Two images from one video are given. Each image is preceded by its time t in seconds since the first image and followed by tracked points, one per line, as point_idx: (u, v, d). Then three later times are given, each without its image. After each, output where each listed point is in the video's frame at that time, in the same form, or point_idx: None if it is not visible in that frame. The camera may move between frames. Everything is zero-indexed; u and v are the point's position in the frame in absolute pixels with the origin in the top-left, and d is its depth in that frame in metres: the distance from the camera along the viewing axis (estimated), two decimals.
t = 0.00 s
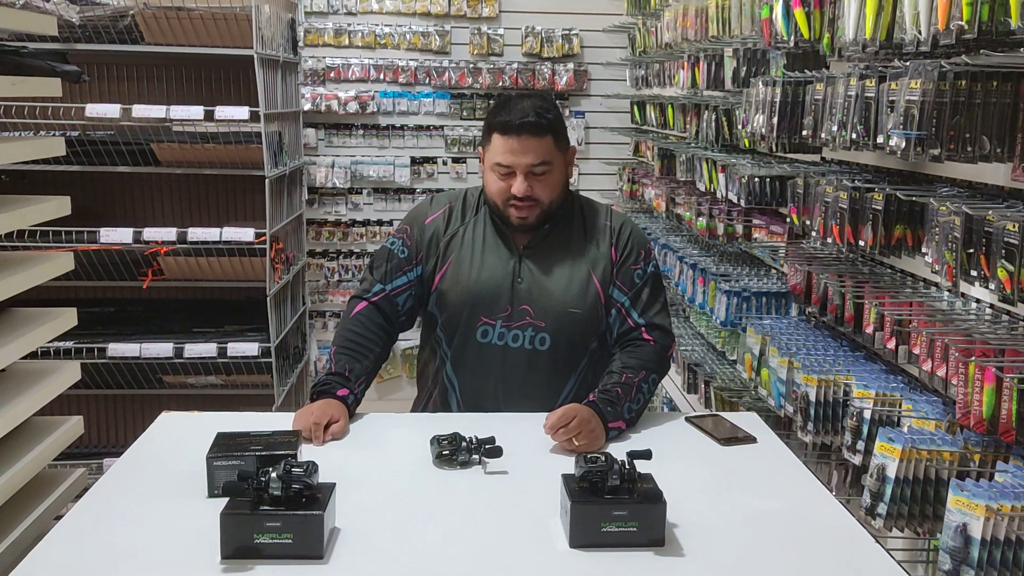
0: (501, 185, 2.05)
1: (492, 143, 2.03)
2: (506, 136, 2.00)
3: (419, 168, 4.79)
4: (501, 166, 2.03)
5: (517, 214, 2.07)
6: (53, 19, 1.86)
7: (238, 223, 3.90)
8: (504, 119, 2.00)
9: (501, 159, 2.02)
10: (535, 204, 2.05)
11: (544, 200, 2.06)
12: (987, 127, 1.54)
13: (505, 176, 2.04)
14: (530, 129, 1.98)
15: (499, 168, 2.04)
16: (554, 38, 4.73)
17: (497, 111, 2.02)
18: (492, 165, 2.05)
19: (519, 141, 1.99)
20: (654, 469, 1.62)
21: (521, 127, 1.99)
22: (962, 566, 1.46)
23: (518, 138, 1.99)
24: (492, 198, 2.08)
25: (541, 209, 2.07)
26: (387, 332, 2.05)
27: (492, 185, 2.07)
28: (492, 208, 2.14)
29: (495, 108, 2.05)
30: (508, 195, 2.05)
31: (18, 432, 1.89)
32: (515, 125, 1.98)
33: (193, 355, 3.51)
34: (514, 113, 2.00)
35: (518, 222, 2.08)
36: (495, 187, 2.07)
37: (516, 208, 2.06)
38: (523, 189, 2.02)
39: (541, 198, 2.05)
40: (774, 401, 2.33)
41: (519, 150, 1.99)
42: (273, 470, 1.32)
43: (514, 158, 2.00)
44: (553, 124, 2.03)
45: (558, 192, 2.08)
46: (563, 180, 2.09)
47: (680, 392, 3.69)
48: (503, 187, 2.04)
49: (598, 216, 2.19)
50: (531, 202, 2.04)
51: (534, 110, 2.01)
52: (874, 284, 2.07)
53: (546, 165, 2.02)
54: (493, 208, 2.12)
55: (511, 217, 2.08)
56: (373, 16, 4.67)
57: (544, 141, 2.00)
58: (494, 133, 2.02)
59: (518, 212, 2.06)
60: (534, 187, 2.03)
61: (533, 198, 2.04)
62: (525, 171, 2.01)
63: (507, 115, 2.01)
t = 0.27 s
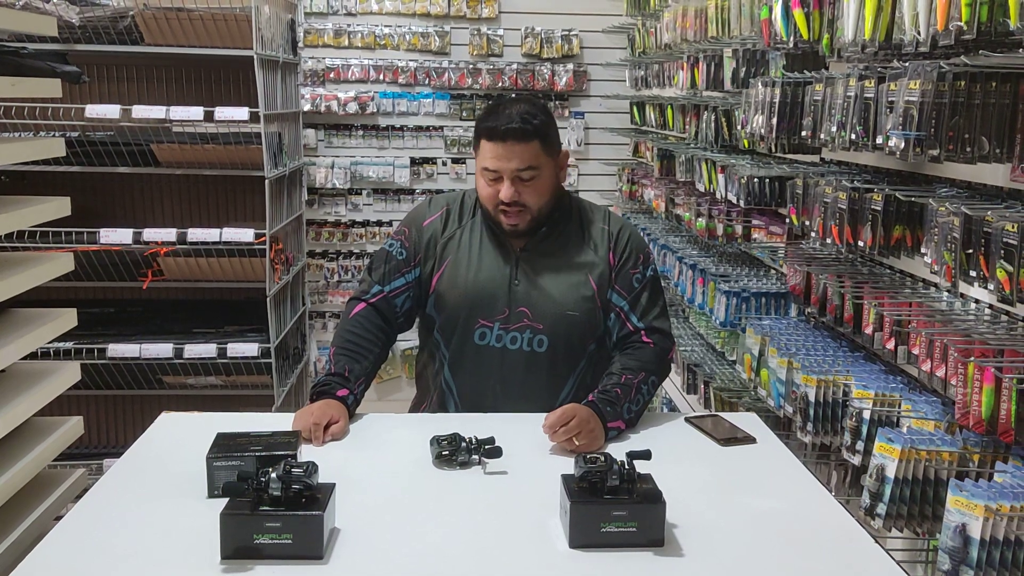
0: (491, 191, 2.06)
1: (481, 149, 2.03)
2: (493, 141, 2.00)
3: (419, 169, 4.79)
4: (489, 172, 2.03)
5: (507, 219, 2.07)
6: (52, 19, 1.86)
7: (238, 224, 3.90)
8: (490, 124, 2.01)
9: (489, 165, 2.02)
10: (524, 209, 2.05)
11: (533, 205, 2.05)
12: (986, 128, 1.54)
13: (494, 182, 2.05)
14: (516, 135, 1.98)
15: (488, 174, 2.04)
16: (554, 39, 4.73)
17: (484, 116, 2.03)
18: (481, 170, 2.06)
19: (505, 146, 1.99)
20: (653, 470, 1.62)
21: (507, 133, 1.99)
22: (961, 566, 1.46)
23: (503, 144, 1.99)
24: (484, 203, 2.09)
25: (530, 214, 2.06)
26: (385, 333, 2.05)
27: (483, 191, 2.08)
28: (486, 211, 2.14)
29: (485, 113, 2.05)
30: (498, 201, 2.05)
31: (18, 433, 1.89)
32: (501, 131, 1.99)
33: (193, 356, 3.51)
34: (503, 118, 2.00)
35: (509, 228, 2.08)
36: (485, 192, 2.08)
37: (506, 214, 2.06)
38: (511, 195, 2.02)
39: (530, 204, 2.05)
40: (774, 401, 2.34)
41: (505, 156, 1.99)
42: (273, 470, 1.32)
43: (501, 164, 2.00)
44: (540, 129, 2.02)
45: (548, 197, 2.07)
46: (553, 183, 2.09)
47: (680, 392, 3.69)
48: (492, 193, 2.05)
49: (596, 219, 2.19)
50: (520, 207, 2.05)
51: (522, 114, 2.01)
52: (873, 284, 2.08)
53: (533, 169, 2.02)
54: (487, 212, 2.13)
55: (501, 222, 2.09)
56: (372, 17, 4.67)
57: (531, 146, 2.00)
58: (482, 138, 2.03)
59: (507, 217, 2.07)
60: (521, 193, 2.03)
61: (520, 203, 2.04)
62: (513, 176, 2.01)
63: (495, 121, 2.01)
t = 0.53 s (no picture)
0: (483, 184, 2.07)
1: (473, 142, 2.05)
2: (484, 134, 2.02)
3: (419, 169, 4.79)
4: (481, 165, 2.05)
5: (499, 213, 2.07)
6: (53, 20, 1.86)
7: (238, 224, 3.90)
8: (482, 117, 2.02)
9: (480, 157, 2.04)
10: (515, 203, 2.05)
11: (525, 199, 2.05)
12: (985, 129, 1.54)
13: (486, 176, 2.06)
14: (506, 127, 1.99)
15: (480, 168, 2.06)
16: (554, 40, 4.73)
17: (478, 110, 2.05)
18: (474, 164, 2.07)
19: (496, 138, 2.00)
20: (653, 470, 1.62)
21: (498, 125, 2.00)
22: (961, 566, 1.46)
23: (494, 136, 2.00)
24: (477, 198, 2.10)
25: (522, 208, 2.07)
26: (385, 332, 2.05)
27: (475, 185, 2.09)
28: (480, 208, 2.15)
29: (478, 108, 2.07)
30: (489, 194, 2.06)
31: (17, 433, 1.89)
32: (492, 122, 2.00)
33: (193, 356, 3.51)
34: (493, 113, 2.02)
35: (501, 222, 2.08)
36: (478, 186, 2.09)
37: (498, 207, 2.07)
38: (502, 187, 2.03)
39: (522, 197, 2.05)
40: (774, 402, 2.34)
41: (496, 148, 2.01)
42: (273, 471, 1.32)
43: (492, 156, 2.02)
44: (530, 122, 2.03)
45: (540, 191, 2.08)
46: (545, 178, 2.09)
47: (679, 392, 3.70)
48: (484, 187, 2.06)
49: (589, 213, 2.17)
50: (512, 201, 2.05)
51: (513, 109, 2.02)
52: (873, 285, 2.08)
53: (523, 162, 2.02)
54: (480, 207, 2.14)
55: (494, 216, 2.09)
56: (372, 18, 4.68)
57: (521, 139, 2.01)
58: (475, 132, 2.05)
59: (499, 211, 2.07)
60: (513, 185, 2.03)
61: (512, 196, 2.04)
62: (503, 169, 2.02)
63: (486, 115, 2.02)
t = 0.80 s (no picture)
0: (472, 184, 2.06)
1: (461, 143, 2.05)
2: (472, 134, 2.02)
3: (419, 170, 4.79)
4: (469, 165, 2.05)
5: (488, 213, 2.07)
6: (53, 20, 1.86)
7: (238, 225, 3.90)
8: (470, 117, 2.03)
9: (468, 158, 2.04)
10: (504, 202, 2.05)
11: (514, 199, 2.05)
12: (986, 129, 1.54)
13: (475, 176, 2.06)
14: (494, 127, 1.99)
15: (469, 168, 2.06)
16: (555, 40, 4.72)
17: (465, 110, 2.05)
18: (462, 164, 2.07)
19: (484, 138, 2.00)
20: (653, 471, 1.62)
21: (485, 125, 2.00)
22: (962, 567, 1.46)
23: (482, 136, 2.00)
24: (465, 198, 2.10)
25: (512, 208, 2.06)
26: (383, 332, 2.05)
27: (465, 186, 2.09)
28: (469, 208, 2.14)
29: (467, 108, 2.06)
30: (478, 194, 2.06)
31: (18, 434, 1.89)
32: (479, 122, 2.00)
33: (193, 356, 3.51)
34: (481, 112, 2.02)
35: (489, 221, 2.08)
36: (466, 186, 2.09)
37: (486, 207, 2.06)
38: (490, 187, 2.02)
39: (511, 197, 2.05)
40: (775, 402, 2.34)
41: (483, 149, 2.01)
42: (274, 471, 1.32)
43: (479, 156, 2.02)
44: (518, 122, 2.02)
45: (530, 190, 2.07)
46: (534, 177, 2.09)
47: (679, 392, 3.70)
48: (473, 187, 2.06)
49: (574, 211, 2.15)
50: (500, 200, 2.05)
51: (500, 108, 2.02)
52: (873, 285, 2.08)
53: (511, 161, 2.02)
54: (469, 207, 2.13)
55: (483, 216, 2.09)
56: (373, 18, 4.68)
57: (509, 138, 2.01)
58: (463, 133, 2.05)
59: (488, 210, 2.07)
60: (502, 185, 2.03)
61: (501, 196, 2.04)
62: (491, 168, 2.02)
63: (475, 115, 2.02)
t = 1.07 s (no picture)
0: (470, 183, 2.07)
1: (460, 141, 2.07)
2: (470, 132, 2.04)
3: (420, 170, 4.79)
4: (468, 163, 2.06)
5: (487, 210, 2.07)
6: (53, 21, 1.86)
7: (238, 225, 3.90)
8: (470, 113, 2.05)
9: (467, 155, 2.05)
10: (503, 199, 2.05)
11: (514, 196, 2.05)
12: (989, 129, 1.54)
13: (474, 174, 2.06)
14: (493, 123, 2.01)
15: (468, 166, 2.06)
16: (555, 40, 4.72)
17: (465, 108, 2.07)
18: (462, 161, 2.08)
19: (481, 135, 2.02)
20: (654, 472, 1.61)
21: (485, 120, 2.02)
22: (964, 569, 1.46)
23: (482, 131, 2.02)
24: (465, 197, 2.10)
25: (511, 205, 2.06)
26: (378, 334, 2.05)
27: (464, 185, 2.09)
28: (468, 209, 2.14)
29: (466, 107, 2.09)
30: (477, 192, 2.06)
31: (19, 434, 1.89)
32: (479, 117, 2.02)
33: (193, 357, 3.50)
34: (479, 110, 2.04)
35: (488, 220, 2.08)
36: (466, 184, 2.08)
37: (485, 205, 2.06)
38: (489, 183, 2.03)
39: (510, 193, 2.05)
40: (775, 403, 2.34)
41: (483, 144, 2.02)
42: (275, 472, 1.32)
43: (478, 152, 2.03)
44: (518, 119, 2.04)
45: (529, 189, 2.07)
46: (534, 175, 2.09)
47: (680, 393, 3.69)
48: (472, 184, 2.06)
49: (573, 215, 2.16)
50: (499, 198, 2.05)
51: (497, 106, 2.03)
52: (875, 286, 2.07)
53: (510, 158, 2.03)
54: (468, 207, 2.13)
55: (482, 214, 2.08)
56: (373, 18, 4.67)
57: (508, 134, 2.02)
58: (461, 131, 2.06)
59: (487, 207, 2.06)
60: (501, 181, 2.04)
61: (500, 192, 2.04)
62: (490, 165, 2.03)
63: (473, 113, 2.04)
